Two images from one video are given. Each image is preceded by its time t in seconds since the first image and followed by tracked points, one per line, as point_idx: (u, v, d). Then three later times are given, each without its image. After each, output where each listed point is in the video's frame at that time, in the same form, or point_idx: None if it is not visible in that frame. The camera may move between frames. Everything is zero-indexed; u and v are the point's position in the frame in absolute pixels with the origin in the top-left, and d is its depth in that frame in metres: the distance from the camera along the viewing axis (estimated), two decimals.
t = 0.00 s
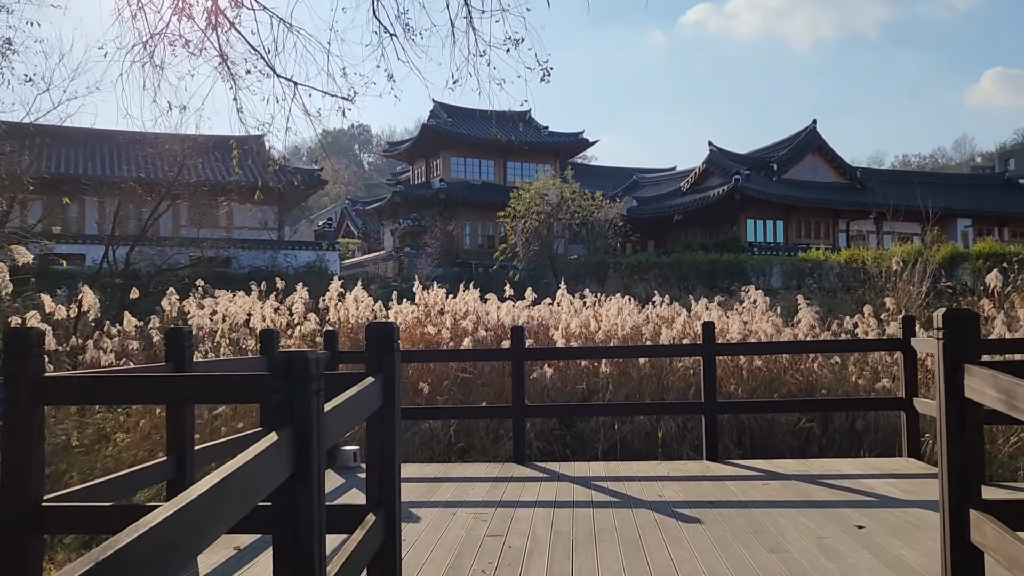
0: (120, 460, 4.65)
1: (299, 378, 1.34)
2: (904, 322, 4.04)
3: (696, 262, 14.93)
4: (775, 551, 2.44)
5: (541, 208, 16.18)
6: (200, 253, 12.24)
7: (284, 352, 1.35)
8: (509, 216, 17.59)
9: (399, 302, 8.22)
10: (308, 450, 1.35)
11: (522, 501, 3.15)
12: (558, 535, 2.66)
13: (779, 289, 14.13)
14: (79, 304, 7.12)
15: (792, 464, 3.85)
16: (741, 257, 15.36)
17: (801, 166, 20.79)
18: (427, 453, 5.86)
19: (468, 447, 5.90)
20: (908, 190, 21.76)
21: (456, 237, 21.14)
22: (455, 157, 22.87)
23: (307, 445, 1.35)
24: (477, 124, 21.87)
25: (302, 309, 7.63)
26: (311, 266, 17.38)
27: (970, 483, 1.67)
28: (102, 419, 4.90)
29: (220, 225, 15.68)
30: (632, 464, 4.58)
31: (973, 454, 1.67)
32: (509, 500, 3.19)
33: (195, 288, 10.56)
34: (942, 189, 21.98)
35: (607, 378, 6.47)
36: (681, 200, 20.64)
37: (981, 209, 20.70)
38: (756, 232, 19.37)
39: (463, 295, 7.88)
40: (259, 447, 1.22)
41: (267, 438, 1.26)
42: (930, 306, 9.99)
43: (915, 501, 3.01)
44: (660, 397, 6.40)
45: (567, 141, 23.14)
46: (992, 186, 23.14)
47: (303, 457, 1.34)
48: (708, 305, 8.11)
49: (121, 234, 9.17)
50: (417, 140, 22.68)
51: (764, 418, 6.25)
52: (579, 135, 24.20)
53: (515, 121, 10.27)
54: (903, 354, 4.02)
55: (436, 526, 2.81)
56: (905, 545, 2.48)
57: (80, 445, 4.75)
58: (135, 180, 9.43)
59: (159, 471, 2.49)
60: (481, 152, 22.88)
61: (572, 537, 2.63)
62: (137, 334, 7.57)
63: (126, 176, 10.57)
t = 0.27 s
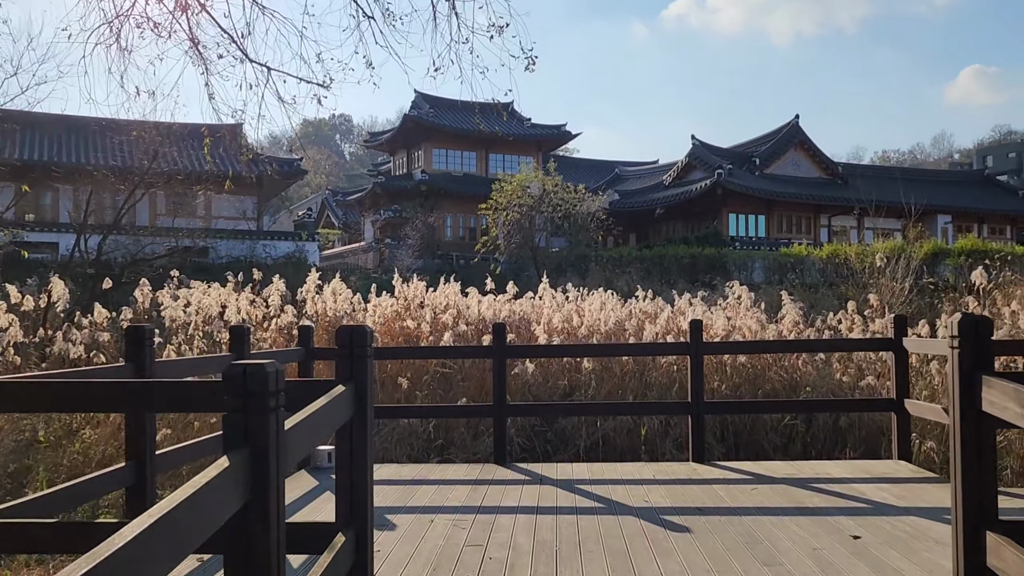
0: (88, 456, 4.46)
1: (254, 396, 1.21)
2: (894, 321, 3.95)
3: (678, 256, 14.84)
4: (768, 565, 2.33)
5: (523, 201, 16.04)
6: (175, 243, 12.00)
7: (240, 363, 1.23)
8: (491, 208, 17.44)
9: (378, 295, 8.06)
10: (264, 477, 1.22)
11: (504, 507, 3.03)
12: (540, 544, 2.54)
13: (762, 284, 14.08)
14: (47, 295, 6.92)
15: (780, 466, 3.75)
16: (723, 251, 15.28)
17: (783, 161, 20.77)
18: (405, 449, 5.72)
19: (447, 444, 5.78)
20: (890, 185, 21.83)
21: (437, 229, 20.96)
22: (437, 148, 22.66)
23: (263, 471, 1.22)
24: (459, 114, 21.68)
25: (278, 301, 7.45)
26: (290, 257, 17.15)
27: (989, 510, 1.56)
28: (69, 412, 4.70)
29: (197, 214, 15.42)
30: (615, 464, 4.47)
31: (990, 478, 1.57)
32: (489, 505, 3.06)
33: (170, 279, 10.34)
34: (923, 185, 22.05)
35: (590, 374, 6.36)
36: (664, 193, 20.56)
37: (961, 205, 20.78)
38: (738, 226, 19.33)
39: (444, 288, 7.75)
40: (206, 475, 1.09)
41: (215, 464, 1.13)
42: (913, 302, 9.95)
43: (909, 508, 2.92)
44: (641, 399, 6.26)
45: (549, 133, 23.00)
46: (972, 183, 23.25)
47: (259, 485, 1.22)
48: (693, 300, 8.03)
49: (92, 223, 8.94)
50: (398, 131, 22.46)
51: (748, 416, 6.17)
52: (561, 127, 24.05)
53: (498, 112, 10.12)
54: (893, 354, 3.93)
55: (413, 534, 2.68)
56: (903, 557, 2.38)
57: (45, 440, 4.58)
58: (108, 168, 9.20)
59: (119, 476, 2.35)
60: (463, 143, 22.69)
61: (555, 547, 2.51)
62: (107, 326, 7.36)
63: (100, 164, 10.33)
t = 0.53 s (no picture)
0: (48, 457, 4.27)
1: (194, 414, 1.01)
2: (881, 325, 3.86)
3: (658, 254, 14.77)
4: None
5: (502, 197, 15.91)
6: (147, 236, 11.74)
7: (176, 377, 1.02)
8: (470, 204, 17.30)
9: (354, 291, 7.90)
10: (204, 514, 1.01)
11: (481, 516, 2.89)
12: (518, 558, 2.41)
13: (742, 283, 14.05)
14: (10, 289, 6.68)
15: (765, 472, 3.64)
16: (703, 249, 15.21)
17: (763, 160, 20.79)
18: (380, 450, 5.57)
19: (423, 444, 5.65)
20: (868, 186, 21.93)
21: (416, 224, 20.77)
22: (416, 142, 22.45)
23: (202, 507, 1.01)
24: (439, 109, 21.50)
25: (252, 297, 7.27)
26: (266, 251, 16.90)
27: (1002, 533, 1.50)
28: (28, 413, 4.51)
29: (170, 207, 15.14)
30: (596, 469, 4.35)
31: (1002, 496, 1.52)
32: (464, 514, 2.93)
33: (141, 273, 10.11)
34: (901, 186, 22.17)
35: (569, 374, 6.26)
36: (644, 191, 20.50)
37: (938, 207, 20.91)
38: (718, 225, 19.30)
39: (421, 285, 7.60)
40: (131, 510, 0.88)
41: (142, 496, 0.92)
42: (892, 302, 9.93)
43: (900, 519, 2.82)
44: (622, 401, 6.14)
45: (529, 129, 22.87)
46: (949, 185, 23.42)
47: (197, 524, 1.01)
48: (674, 299, 7.95)
49: (59, 215, 8.69)
50: (377, 124, 22.24)
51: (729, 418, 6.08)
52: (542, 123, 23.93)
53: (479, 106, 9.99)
54: (880, 358, 3.84)
55: (384, 546, 2.55)
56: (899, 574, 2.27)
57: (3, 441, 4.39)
58: (77, 157, 8.95)
59: (68, 487, 2.19)
60: (443, 138, 22.50)
61: (533, 561, 2.38)
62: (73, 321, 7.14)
63: (69, 154, 10.07)
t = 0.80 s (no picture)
0: None
1: (106, 442, 0.89)
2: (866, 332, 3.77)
3: (635, 256, 14.66)
4: None
5: (479, 196, 15.76)
6: (114, 231, 11.44)
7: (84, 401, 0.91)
8: (446, 203, 17.13)
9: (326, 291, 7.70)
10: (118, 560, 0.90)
11: (451, 531, 2.75)
12: None
13: (719, 286, 14.00)
14: None
15: (746, 483, 3.53)
16: (680, 252, 15.13)
17: (740, 164, 20.81)
18: (351, 454, 5.38)
19: (395, 449, 5.49)
20: (844, 191, 22.03)
21: (391, 223, 20.55)
22: (393, 140, 22.20)
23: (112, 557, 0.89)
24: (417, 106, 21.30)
25: (220, 295, 7.06)
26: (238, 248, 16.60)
27: (1017, 549, 1.60)
28: None
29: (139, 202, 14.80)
30: (572, 479, 4.21)
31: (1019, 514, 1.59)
32: (434, 529, 2.78)
33: (106, 269, 9.82)
34: (877, 192, 22.31)
35: (545, 378, 6.13)
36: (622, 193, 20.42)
37: (912, 213, 21.06)
38: (695, 227, 19.27)
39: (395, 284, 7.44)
40: (17, 563, 0.76)
41: (31, 547, 0.79)
42: (869, 307, 9.91)
43: (888, 536, 2.72)
44: (598, 407, 6.02)
45: (507, 129, 22.73)
46: (923, 191, 23.68)
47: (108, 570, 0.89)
48: (652, 302, 7.87)
49: (21, 208, 8.40)
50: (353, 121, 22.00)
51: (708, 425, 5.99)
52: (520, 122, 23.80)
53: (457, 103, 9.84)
54: (863, 366, 3.74)
55: (348, 564, 2.40)
56: None
57: None
58: (41, 148, 8.69)
59: None
60: (420, 136, 22.29)
61: None
62: (33, 318, 6.88)
63: (33, 145, 9.77)
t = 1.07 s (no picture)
0: None
1: None
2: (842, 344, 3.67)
3: (604, 260, 14.56)
4: None
5: (448, 198, 15.60)
6: (70, 227, 11.08)
7: None
8: (414, 204, 16.94)
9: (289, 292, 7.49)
10: None
11: (413, 551, 2.60)
12: None
13: (687, 292, 13.98)
14: None
15: (718, 498, 3.43)
16: (649, 257, 15.09)
17: (709, 169, 20.88)
18: (311, 461, 5.19)
19: (357, 457, 5.31)
20: (811, 199, 22.21)
21: (359, 223, 20.29)
22: (361, 139, 21.95)
23: None
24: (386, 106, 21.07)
25: (178, 296, 6.82)
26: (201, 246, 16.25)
27: None
28: None
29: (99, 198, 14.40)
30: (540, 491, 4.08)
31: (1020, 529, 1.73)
32: (394, 548, 2.63)
33: (59, 266, 9.49)
34: (843, 200, 22.52)
35: (513, 385, 5.99)
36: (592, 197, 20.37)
37: (877, 222, 21.28)
38: (664, 233, 19.28)
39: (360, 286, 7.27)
40: None
41: None
42: (837, 315, 9.93)
43: (869, 557, 2.62)
44: (567, 415, 5.88)
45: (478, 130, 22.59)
46: (888, 200, 23.96)
47: None
48: (622, 308, 7.76)
49: None
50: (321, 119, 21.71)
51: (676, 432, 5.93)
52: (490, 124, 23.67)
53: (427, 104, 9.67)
54: (840, 378, 3.65)
55: None
56: None
57: None
58: None
59: None
60: (389, 135, 22.06)
61: None
62: None
63: None
